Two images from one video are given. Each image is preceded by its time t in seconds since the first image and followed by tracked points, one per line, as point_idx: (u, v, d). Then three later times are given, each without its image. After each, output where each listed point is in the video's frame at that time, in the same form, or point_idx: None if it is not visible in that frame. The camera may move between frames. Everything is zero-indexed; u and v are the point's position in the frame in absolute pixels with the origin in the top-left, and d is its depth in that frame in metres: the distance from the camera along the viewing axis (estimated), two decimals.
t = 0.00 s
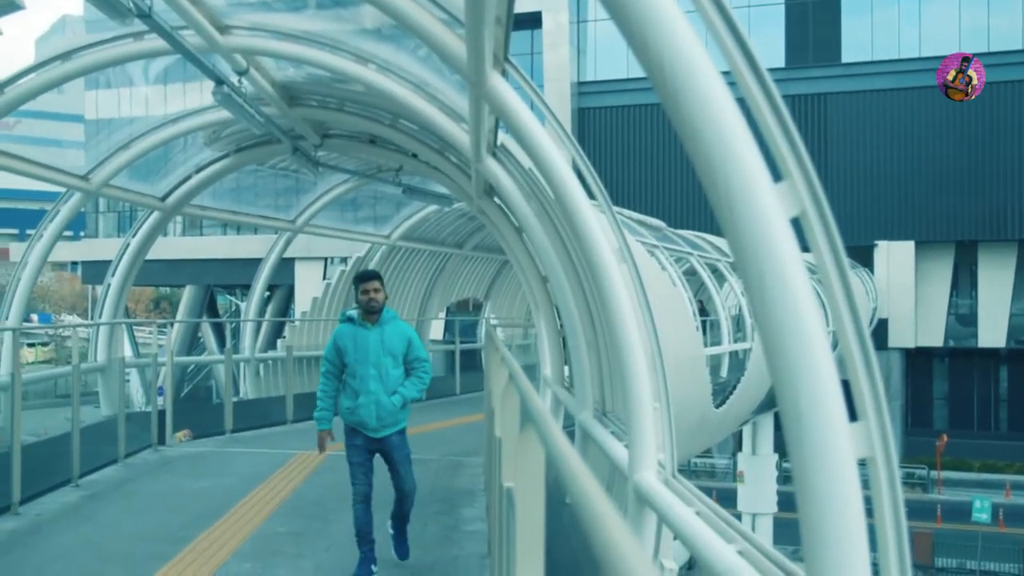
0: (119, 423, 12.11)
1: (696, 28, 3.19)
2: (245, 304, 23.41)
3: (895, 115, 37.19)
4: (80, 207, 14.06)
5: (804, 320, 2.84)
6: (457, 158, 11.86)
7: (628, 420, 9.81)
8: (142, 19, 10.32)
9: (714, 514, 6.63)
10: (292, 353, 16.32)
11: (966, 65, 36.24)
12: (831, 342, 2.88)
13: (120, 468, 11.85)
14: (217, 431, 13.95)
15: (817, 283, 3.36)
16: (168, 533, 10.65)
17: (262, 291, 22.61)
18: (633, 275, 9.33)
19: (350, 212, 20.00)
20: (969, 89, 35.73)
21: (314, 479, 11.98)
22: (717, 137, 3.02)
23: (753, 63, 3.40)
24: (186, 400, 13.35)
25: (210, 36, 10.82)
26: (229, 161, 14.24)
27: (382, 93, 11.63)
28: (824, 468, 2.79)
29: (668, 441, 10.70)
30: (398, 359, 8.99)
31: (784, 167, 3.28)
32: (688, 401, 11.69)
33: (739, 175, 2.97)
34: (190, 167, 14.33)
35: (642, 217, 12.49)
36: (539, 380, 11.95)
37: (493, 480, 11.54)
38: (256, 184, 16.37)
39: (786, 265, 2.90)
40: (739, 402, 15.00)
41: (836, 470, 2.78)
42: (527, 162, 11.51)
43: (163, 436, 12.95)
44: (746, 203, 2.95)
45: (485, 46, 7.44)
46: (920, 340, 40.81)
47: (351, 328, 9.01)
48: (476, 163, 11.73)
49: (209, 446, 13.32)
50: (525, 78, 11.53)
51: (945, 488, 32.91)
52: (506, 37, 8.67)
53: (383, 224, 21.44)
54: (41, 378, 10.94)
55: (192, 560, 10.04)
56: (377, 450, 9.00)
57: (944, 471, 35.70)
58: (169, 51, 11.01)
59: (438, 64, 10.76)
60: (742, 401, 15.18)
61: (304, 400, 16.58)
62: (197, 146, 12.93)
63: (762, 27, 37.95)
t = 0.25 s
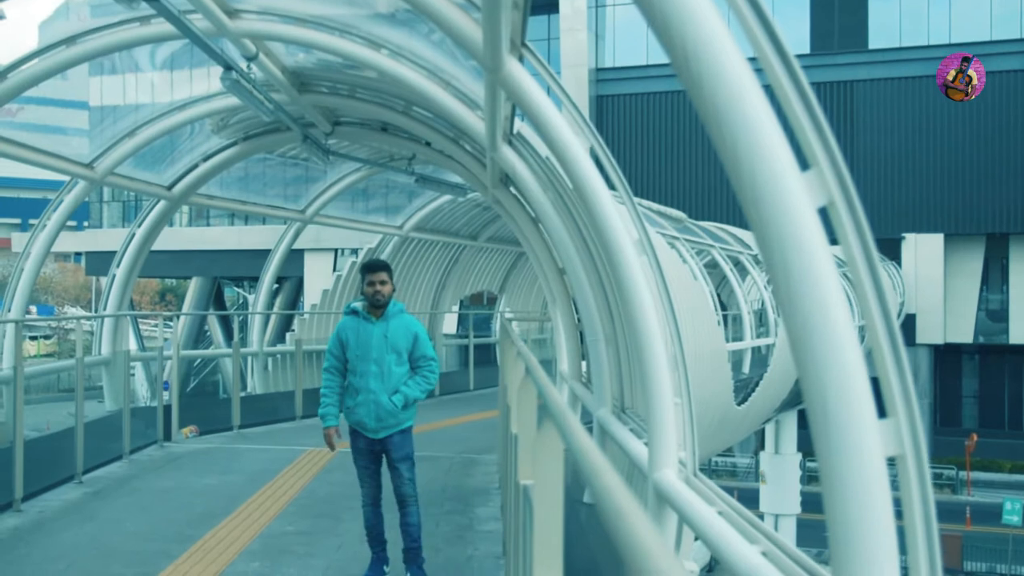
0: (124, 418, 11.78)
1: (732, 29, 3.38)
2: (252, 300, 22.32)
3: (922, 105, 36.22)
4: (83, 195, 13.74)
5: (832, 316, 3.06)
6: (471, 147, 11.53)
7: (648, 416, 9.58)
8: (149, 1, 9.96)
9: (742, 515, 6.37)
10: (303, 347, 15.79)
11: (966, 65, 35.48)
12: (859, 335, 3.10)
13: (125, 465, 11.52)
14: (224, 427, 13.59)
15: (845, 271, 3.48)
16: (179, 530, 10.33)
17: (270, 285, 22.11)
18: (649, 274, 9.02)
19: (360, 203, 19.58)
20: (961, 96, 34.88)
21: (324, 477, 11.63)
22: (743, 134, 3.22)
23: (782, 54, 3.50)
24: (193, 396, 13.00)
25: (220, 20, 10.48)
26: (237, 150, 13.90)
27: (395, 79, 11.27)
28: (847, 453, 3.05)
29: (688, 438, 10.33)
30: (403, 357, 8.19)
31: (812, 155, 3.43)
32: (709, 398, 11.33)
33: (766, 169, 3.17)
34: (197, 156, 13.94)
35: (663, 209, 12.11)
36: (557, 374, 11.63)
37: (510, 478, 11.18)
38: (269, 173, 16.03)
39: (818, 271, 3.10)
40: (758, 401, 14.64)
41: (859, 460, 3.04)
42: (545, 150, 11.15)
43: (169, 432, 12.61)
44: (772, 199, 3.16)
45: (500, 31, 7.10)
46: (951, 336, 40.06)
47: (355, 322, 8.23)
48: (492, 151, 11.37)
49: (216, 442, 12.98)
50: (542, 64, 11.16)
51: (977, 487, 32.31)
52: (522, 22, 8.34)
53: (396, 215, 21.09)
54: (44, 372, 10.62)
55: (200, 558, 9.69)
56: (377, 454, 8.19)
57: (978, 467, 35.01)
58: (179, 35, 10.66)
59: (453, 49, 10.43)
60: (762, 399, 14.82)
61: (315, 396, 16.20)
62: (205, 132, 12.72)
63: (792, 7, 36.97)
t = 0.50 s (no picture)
0: (125, 416, 11.36)
1: (757, 8, 2.85)
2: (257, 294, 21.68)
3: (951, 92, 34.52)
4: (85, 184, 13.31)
5: (863, 310, 2.47)
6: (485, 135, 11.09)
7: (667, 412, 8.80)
8: None
9: (766, 517, 5.94)
10: (309, 342, 15.30)
11: (966, 65, 33.43)
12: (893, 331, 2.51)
13: (126, 465, 11.10)
14: (229, 426, 13.16)
15: (877, 266, 2.91)
16: (183, 532, 9.91)
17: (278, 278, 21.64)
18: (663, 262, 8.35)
19: (370, 193, 19.09)
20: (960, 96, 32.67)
21: (331, 478, 11.20)
22: (769, 110, 2.68)
23: (808, 30, 2.99)
24: (197, 393, 12.57)
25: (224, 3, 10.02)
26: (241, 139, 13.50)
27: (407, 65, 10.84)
28: (876, 453, 2.43)
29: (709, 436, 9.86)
30: (415, 361, 7.70)
31: (842, 144, 2.88)
32: (732, 395, 10.86)
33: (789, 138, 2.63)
34: (200, 144, 13.54)
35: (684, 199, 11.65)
36: (573, 371, 11.21)
37: (523, 480, 10.73)
38: (276, 162, 15.63)
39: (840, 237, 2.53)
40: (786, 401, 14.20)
41: (890, 454, 2.41)
42: (562, 137, 10.71)
43: (172, 432, 12.19)
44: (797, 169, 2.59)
45: (514, 15, 6.65)
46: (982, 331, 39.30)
47: (367, 320, 7.74)
48: (506, 139, 10.94)
49: (220, 442, 12.56)
50: (558, 47, 10.70)
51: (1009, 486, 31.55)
52: (540, 5, 7.88)
53: (406, 206, 20.65)
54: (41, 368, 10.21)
55: (203, 561, 9.25)
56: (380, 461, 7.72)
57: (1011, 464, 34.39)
58: (181, 19, 10.21)
59: (465, 32, 10.02)
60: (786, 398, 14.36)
61: (323, 392, 15.75)
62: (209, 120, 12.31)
63: None
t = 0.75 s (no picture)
0: (123, 417, 10.88)
1: None
2: (264, 288, 21.17)
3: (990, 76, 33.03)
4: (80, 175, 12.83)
5: (901, 317, 2.43)
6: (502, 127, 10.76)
7: (691, 411, 8.22)
8: None
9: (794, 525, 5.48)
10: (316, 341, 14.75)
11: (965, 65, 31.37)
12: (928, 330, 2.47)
13: (125, 470, 10.61)
14: (230, 429, 12.65)
15: (913, 261, 2.98)
16: (184, 539, 9.41)
17: (282, 273, 21.10)
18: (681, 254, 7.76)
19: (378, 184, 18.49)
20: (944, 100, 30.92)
21: (338, 483, 10.69)
22: (796, 87, 2.60)
23: (846, 23, 3.00)
24: (198, 395, 12.06)
25: None
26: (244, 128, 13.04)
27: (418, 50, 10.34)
28: (911, 450, 2.40)
29: (735, 438, 9.35)
30: (430, 358, 6.86)
31: (877, 132, 2.93)
32: (758, 395, 10.35)
33: (815, 111, 2.57)
34: (201, 133, 13.08)
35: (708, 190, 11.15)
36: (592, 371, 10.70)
37: (540, 484, 10.21)
38: (282, 153, 15.16)
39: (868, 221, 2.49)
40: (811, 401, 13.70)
41: (926, 456, 2.39)
42: (581, 125, 10.22)
43: (171, 435, 11.70)
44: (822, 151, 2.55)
45: None
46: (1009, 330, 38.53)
47: (375, 315, 6.91)
48: (522, 128, 10.44)
49: (221, 444, 12.08)
50: (577, 30, 10.21)
51: None
52: None
53: (416, 198, 20.16)
54: (36, 368, 9.72)
55: (204, 570, 8.74)
56: (392, 471, 6.83)
57: None
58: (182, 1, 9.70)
59: (479, 16, 9.52)
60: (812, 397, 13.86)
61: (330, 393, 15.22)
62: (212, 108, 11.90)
63: None
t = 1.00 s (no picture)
0: (120, 422, 10.36)
1: None
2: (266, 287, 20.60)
3: None
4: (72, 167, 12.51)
5: (949, 325, 2.39)
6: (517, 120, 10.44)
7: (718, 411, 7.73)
8: None
9: (827, 531, 4.96)
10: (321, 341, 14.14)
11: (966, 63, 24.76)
12: (970, 335, 2.43)
13: (121, 478, 10.08)
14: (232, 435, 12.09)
15: (953, 253, 2.95)
16: (183, 548, 8.86)
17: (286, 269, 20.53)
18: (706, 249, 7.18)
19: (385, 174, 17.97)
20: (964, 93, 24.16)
21: (345, 491, 10.15)
22: (827, 68, 2.57)
23: (882, 7, 2.97)
24: (198, 398, 11.52)
25: None
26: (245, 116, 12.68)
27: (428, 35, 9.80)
28: (949, 459, 2.39)
29: (765, 444, 8.81)
30: (436, 369, 5.95)
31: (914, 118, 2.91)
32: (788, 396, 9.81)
33: (840, 86, 2.55)
34: (200, 123, 12.69)
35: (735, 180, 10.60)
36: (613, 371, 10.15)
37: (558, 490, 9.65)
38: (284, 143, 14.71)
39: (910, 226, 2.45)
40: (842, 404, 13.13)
41: (971, 466, 2.37)
42: (599, 111, 9.69)
43: (169, 441, 11.17)
44: (849, 120, 2.53)
45: None
46: None
47: (373, 322, 6.02)
48: (538, 116, 9.92)
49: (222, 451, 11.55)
50: (595, 11, 9.68)
51: None
52: None
53: (427, 189, 19.64)
54: (27, 371, 9.19)
55: None
56: (404, 491, 6.01)
57: None
58: None
59: None
60: (843, 400, 13.29)
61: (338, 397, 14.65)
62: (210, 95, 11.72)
63: None
